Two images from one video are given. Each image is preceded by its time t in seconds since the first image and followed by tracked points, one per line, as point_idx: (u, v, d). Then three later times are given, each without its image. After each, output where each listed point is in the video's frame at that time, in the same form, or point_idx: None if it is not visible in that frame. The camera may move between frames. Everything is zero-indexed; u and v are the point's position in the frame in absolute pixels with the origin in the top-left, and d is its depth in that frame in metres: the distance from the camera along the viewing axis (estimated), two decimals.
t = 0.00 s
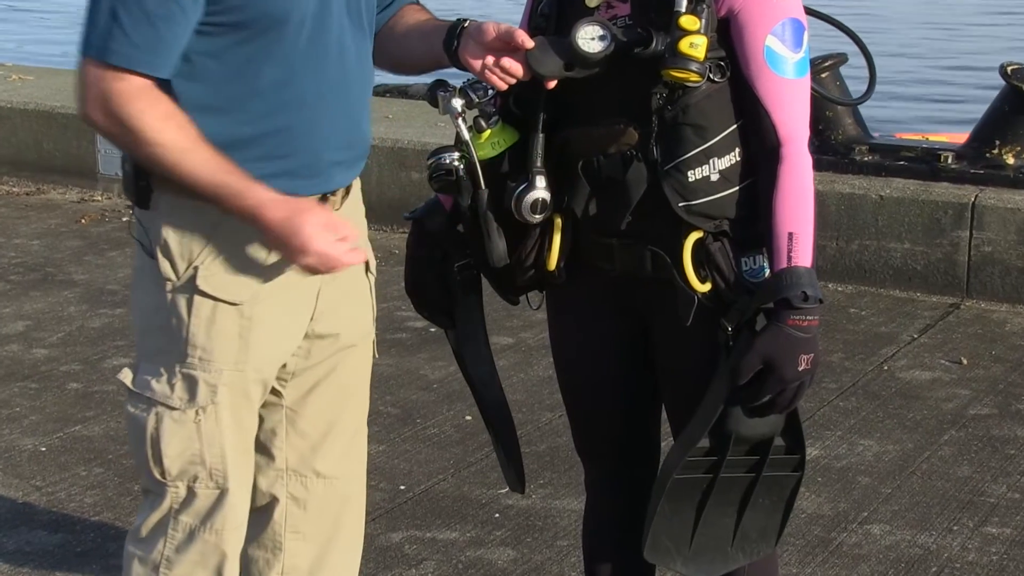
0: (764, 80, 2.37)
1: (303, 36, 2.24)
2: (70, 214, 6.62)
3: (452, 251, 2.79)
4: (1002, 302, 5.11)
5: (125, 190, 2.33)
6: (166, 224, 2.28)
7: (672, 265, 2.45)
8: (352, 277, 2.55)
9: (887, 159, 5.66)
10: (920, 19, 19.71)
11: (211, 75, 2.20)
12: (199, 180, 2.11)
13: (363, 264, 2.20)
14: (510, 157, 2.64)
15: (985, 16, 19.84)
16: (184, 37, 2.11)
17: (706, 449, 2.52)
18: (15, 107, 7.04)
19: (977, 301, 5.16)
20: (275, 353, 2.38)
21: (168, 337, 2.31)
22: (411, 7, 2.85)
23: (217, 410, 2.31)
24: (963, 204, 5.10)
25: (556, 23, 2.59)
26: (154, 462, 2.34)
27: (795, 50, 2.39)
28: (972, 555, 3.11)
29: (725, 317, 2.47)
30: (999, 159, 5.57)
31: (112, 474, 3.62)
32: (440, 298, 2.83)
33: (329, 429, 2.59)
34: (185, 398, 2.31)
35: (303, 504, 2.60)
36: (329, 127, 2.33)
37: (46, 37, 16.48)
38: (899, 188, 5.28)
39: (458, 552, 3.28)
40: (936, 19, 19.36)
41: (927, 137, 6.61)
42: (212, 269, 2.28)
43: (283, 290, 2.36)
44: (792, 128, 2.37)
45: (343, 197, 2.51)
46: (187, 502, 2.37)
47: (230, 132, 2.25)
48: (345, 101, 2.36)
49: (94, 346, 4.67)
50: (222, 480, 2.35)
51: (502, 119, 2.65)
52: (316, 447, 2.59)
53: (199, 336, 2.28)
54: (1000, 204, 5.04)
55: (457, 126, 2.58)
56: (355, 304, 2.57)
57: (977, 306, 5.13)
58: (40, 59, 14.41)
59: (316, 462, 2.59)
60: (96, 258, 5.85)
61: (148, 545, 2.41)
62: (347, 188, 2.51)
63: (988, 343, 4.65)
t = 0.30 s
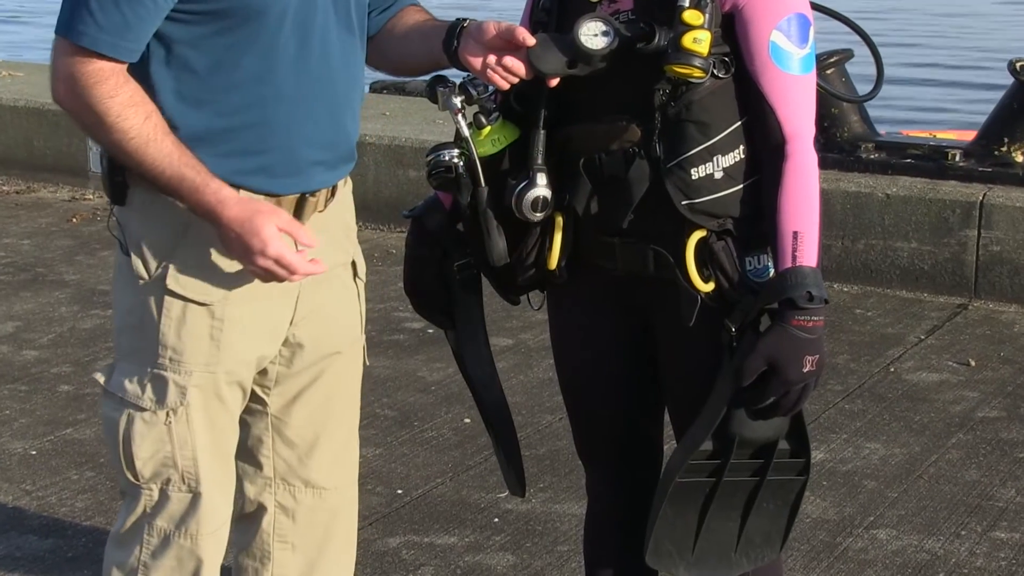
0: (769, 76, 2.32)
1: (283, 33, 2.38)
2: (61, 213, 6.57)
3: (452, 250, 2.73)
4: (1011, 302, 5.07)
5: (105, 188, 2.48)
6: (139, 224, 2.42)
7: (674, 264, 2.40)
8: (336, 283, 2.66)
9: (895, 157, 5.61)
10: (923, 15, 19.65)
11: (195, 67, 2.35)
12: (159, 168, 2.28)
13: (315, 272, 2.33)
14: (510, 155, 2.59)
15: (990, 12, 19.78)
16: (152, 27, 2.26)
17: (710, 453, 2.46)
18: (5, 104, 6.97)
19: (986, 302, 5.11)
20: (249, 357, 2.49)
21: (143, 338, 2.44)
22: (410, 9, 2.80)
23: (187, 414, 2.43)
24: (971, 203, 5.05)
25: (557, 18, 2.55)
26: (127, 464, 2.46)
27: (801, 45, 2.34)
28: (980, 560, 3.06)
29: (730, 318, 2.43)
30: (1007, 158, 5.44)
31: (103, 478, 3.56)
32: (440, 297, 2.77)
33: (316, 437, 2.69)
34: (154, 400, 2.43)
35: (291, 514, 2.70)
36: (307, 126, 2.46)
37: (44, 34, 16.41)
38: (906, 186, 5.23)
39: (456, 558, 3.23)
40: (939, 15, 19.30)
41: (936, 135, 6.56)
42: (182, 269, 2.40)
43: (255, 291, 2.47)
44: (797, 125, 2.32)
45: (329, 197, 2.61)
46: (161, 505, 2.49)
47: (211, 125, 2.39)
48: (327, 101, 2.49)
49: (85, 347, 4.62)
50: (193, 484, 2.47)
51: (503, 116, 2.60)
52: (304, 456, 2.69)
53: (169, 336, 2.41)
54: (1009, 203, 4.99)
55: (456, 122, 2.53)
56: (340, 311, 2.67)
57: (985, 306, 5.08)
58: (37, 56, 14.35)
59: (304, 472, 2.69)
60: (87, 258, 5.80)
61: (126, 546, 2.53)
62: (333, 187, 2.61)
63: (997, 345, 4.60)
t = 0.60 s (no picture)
0: (774, 71, 2.27)
1: (275, 25, 2.34)
2: (52, 212, 6.52)
3: (450, 249, 2.68)
4: (1019, 302, 5.02)
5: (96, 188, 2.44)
6: (130, 223, 2.37)
7: (676, 264, 2.35)
8: (331, 284, 2.60)
9: (901, 155, 5.56)
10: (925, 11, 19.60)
11: (184, 59, 2.31)
12: (173, 164, 2.25)
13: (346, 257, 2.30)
14: (511, 152, 2.54)
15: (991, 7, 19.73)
16: (145, 20, 2.23)
17: (713, 457, 2.41)
18: None
19: (995, 302, 5.06)
20: (240, 359, 2.44)
21: (131, 340, 2.39)
22: (408, 3, 2.76)
23: (177, 417, 2.38)
24: (979, 201, 5.00)
25: (557, 13, 2.49)
26: (115, 468, 2.41)
27: (807, 40, 2.29)
28: (989, 567, 3.01)
29: (733, 318, 2.37)
30: (1016, 155, 5.41)
31: (94, 482, 3.51)
32: (438, 298, 2.72)
33: (311, 442, 2.64)
34: (143, 403, 2.38)
35: (285, 521, 2.65)
36: (299, 122, 2.41)
37: (40, 30, 16.35)
38: (912, 184, 5.18)
39: (455, 564, 3.17)
40: (940, 11, 19.25)
41: (944, 132, 6.51)
42: (171, 269, 2.35)
43: (247, 292, 2.42)
44: (802, 121, 2.26)
45: (324, 196, 2.57)
46: (150, 510, 2.44)
47: (200, 120, 2.34)
48: (321, 97, 2.44)
49: (76, 349, 4.56)
50: (183, 489, 2.42)
51: (503, 112, 2.55)
52: (299, 461, 2.64)
53: (157, 338, 2.35)
54: (1018, 202, 4.94)
55: (456, 118, 2.47)
56: (336, 313, 2.62)
57: (994, 307, 5.03)
58: (33, 52, 14.28)
59: (299, 477, 2.64)
60: (77, 258, 5.74)
61: (115, 552, 2.48)
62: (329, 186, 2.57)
63: (1006, 346, 4.55)
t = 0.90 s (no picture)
0: (779, 67, 2.21)
1: (270, 21, 2.29)
2: (43, 211, 6.47)
3: (448, 248, 2.62)
4: None
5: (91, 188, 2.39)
6: (125, 222, 2.32)
7: (679, 263, 2.30)
8: (329, 285, 2.55)
9: (909, 152, 5.50)
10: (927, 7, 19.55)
11: (178, 56, 2.26)
12: (164, 164, 2.20)
13: (339, 260, 2.26)
14: (511, 149, 2.49)
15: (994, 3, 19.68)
16: (138, 16, 2.18)
17: (716, 460, 2.36)
18: None
19: (1004, 303, 5.01)
20: (237, 362, 2.39)
21: (127, 342, 2.34)
22: None
23: (173, 420, 2.33)
24: (988, 200, 4.95)
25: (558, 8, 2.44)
26: (110, 472, 2.36)
27: (813, 36, 2.24)
28: (999, 573, 2.96)
29: (737, 318, 2.31)
30: None
31: (86, 486, 3.47)
32: (436, 298, 2.67)
33: (308, 447, 2.59)
34: (138, 406, 2.33)
35: (282, 525, 2.60)
36: (296, 119, 2.35)
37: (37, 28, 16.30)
38: (921, 182, 5.13)
39: (453, 569, 3.12)
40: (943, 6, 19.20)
41: (952, 130, 6.45)
42: (168, 269, 2.30)
43: (244, 293, 2.37)
44: (808, 118, 2.21)
45: (323, 195, 2.52)
46: (145, 515, 2.39)
47: (196, 118, 2.29)
48: (319, 94, 2.38)
49: (67, 350, 4.52)
50: (178, 493, 2.37)
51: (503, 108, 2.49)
52: (296, 466, 2.59)
53: (153, 339, 2.30)
54: None
55: (455, 114, 2.42)
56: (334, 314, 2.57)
57: (1003, 308, 4.99)
58: (29, 48, 14.23)
59: (296, 481, 2.59)
60: (68, 257, 5.70)
61: (109, 558, 2.42)
62: (328, 185, 2.52)
63: (1015, 348, 4.51)
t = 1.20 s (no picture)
0: (783, 62, 2.16)
1: (266, 16, 2.23)
2: (34, 210, 6.43)
3: (448, 247, 2.57)
4: None
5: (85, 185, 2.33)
6: (119, 220, 2.27)
7: (682, 263, 2.24)
8: (328, 284, 2.50)
9: (917, 149, 5.45)
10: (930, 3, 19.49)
11: (173, 51, 2.21)
12: (160, 163, 2.16)
13: (339, 259, 2.21)
14: (511, 146, 2.43)
15: None
16: (132, 12, 2.12)
17: (720, 463, 2.30)
18: None
19: (1014, 303, 4.97)
20: (233, 362, 2.33)
21: (121, 343, 2.29)
22: None
23: (167, 422, 2.28)
24: (998, 198, 4.90)
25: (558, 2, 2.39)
26: (103, 475, 2.31)
27: (818, 31, 2.19)
28: None
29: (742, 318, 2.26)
30: None
31: (78, 490, 3.46)
32: (435, 298, 2.62)
33: (306, 449, 2.54)
34: (132, 407, 2.28)
35: (279, 530, 2.55)
36: (293, 116, 2.30)
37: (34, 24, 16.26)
38: (929, 181, 5.08)
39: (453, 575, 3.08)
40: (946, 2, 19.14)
41: (962, 127, 6.40)
42: (162, 268, 2.24)
43: (240, 293, 2.31)
44: (814, 115, 2.16)
45: (321, 192, 2.47)
46: (139, 519, 2.33)
47: (191, 115, 2.24)
48: (316, 91, 2.33)
49: (58, 352, 4.47)
50: (173, 497, 2.32)
51: (503, 105, 2.44)
52: (293, 468, 2.53)
53: (147, 340, 2.25)
54: None
55: (453, 110, 2.38)
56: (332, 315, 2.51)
57: (1014, 308, 4.94)
58: (26, 45, 14.18)
59: (294, 485, 2.54)
60: (60, 256, 5.65)
61: (103, 562, 2.37)
62: (326, 182, 2.47)
63: None
